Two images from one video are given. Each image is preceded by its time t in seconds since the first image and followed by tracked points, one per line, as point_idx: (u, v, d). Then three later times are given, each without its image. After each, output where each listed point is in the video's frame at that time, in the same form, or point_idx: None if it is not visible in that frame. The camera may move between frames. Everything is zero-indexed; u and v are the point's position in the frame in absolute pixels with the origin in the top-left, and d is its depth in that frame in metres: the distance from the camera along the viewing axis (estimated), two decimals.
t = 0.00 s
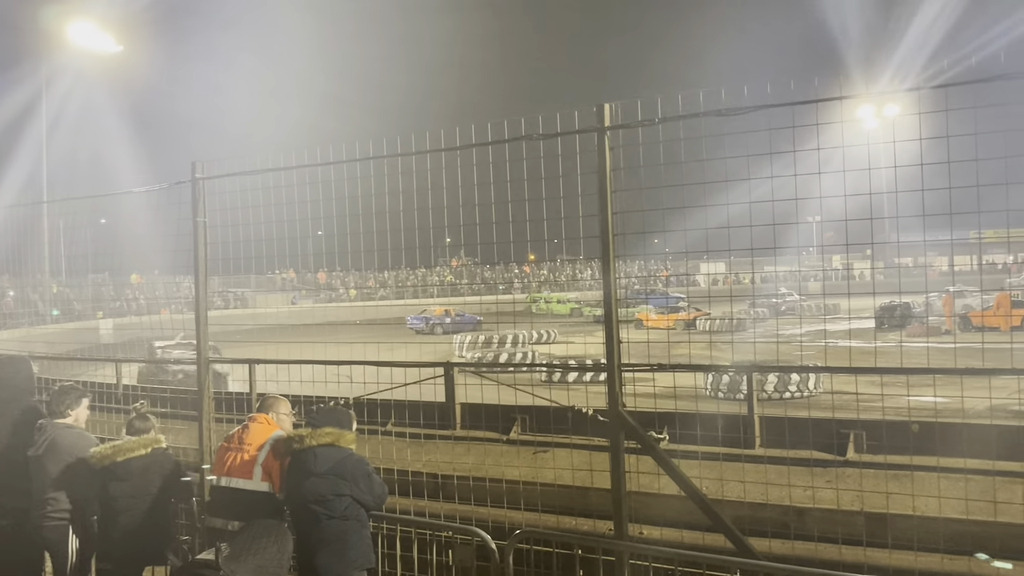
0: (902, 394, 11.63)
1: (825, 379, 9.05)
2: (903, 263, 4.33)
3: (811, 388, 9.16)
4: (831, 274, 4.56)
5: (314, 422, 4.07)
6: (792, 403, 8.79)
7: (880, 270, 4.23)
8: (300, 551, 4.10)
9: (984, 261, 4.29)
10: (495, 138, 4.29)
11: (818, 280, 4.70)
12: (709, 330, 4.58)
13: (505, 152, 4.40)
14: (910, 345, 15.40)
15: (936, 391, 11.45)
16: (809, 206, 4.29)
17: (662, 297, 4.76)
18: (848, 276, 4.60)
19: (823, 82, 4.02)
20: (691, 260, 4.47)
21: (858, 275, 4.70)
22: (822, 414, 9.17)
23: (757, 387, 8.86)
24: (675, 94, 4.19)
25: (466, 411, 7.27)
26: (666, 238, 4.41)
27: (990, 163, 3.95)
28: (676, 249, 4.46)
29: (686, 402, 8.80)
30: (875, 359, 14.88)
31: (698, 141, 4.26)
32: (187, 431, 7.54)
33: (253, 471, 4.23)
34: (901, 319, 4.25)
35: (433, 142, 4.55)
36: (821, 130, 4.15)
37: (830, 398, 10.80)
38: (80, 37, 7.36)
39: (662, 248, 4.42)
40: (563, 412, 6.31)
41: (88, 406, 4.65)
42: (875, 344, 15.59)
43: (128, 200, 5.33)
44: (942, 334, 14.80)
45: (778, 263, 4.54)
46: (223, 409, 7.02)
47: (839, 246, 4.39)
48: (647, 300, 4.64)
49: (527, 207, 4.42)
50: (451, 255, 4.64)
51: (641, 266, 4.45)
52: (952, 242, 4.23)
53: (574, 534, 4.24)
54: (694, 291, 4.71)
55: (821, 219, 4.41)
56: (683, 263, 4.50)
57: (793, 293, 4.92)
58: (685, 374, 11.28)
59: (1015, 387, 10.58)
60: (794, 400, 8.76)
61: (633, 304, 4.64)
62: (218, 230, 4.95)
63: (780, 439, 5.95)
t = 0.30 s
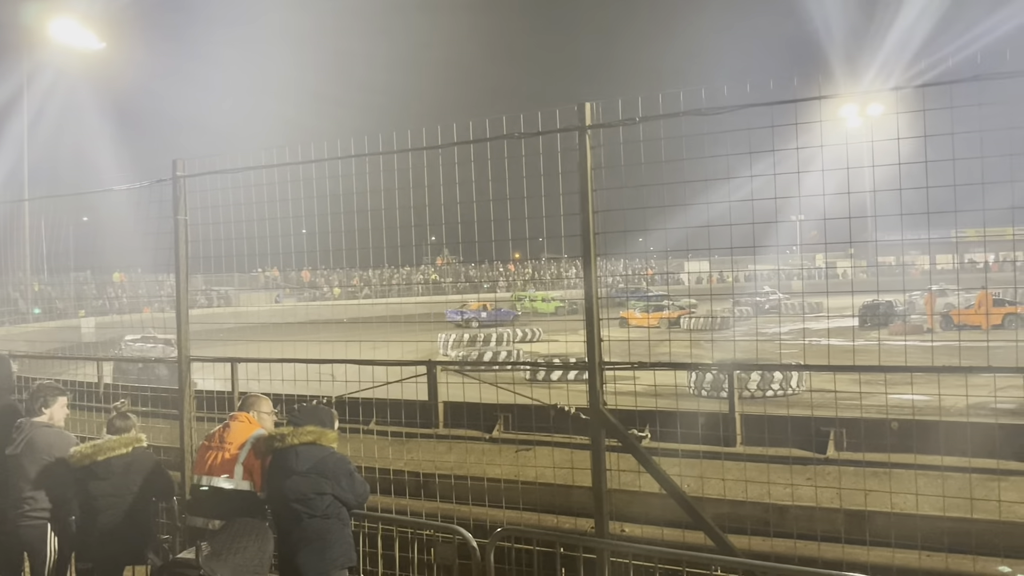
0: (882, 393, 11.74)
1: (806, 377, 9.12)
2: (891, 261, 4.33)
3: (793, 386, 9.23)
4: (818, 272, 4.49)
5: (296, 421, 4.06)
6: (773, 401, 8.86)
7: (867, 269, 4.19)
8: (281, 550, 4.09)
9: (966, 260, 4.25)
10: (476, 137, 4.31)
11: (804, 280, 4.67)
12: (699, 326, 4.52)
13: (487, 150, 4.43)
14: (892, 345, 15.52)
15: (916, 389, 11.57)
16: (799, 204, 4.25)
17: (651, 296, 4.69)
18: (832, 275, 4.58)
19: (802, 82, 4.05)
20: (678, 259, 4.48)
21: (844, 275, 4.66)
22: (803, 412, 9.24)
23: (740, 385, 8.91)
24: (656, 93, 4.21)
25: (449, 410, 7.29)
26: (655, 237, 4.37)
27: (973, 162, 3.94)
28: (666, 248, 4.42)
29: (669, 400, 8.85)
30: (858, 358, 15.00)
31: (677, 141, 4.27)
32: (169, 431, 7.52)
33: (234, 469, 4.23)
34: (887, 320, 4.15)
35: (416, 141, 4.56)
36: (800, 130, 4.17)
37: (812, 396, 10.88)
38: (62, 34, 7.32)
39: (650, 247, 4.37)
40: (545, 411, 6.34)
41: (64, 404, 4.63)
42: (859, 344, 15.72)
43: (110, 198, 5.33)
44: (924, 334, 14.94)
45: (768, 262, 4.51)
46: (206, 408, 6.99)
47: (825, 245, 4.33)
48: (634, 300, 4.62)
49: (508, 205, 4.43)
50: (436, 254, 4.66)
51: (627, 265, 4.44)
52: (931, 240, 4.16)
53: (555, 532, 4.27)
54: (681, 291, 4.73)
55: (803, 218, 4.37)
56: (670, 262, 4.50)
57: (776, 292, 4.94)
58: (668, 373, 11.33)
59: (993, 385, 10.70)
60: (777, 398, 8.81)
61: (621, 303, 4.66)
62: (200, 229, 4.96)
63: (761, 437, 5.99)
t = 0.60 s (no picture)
0: (869, 391, 11.80)
1: (791, 375, 9.16)
2: (877, 259, 4.29)
3: (779, 383, 9.27)
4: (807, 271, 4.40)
5: (283, 419, 4.04)
6: (758, 398, 8.90)
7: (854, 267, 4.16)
8: (269, 548, 4.08)
9: (952, 259, 4.24)
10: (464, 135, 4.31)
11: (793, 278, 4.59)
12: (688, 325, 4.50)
13: (474, 147, 4.42)
14: (878, 343, 15.59)
15: (902, 387, 11.64)
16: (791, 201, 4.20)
17: (638, 294, 4.70)
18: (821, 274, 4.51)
19: (789, 80, 4.04)
20: (665, 256, 4.53)
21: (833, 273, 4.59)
22: (788, 410, 9.29)
23: (727, 382, 8.94)
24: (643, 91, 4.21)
25: (436, 408, 7.30)
26: (642, 235, 4.43)
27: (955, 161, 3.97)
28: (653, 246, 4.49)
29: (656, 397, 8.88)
30: (844, 356, 15.08)
31: (664, 138, 4.27)
32: (156, 430, 7.49)
33: (221, 468, 4.23)
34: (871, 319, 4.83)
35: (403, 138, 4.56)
36: (787, 128, 4.18)
37: (798, 394, 10.94)
38: (47, 31, 7.28)
39: (640, 245, 4.43)
40: (532, 408, 6.37)
41: (51, 403, 4.62)
42: (847, 341, 15.78)
43: (97, 195, 5.32)
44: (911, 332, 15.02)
45: (756, 259, 4.48)
46: (193, 406, 6.97)
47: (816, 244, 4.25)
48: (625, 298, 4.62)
49: (496, 203, 4.46)
50: (427, 252, 4.67)
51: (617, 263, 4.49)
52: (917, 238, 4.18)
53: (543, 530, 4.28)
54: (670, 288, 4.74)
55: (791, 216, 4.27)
56: (658, 260, 4.55)
57: (763, 290, 4.94)
58: (655, 371, 11.36)
59: (978, 383, 10.78)
60: (763, 396, 8.84)
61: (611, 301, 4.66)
62: (187, 227, 4.96)
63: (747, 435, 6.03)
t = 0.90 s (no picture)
0: (862, 389, 11.83)
1: (785, 374, 9.19)
2: (868, 259, 4.26)
3: (772, 382, 9.29)
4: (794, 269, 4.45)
5: (277, 419, 4.01)
6: (750, 397, 8.92)
7: (844, 266, 4.17)
8: (262, 549, 4.05)
9: (944, 257, 4.27)
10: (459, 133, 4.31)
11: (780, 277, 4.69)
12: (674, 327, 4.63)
13: (469, 147, 4.42)
14: (871, 341, 15.64)
15: (896, 385, 11.67)
16: (770, 202, 4.29)
17: (626, 293, 4.79)
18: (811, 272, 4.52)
19: (784, 79, 4.03)
20: (656, 257, 4.54)
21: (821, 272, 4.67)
22: (780, 408, 9.31)
23: (721, 381, 8.96)
24: (638, 91, 4.21)
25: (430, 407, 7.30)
26: (633, 234, 4.44)
27: (947, 161, 3.98)
28: (643, 245, 4.50)
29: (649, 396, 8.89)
30: (837, 354, 15.12)
31: (659, 137, 4.28)
32: (148, 429, 7.46)
33: (215, 468, 4.21)
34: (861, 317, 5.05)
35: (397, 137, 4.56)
36: (781, 128, 4.18)
37: (791, 392, 10.97)
38: (38, 29, 7.24)
39: (632, 243, 4.45)
40: (526, 408, 6.40)
41: (45, 404, 4.56)
42: (841, 340, 15.82)
43: (89, 195, 5.29)
44: (904, 330, 15.07)
45: (745, 258, 4.53)
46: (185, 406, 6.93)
47: (800, 243, 4.36)
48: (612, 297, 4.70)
49: (490, 202, 4.45)
50: (418, 251, 4.66)
51: (607, 263, 4.51)
52: (911, 236, 4.22)
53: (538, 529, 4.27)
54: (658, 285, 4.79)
55: (782, 215, 4.32)
56: (647, 259, 4.57)
57: (755, 289, 4.94)
58: (649, 370, 11.37)
59: (970, 381, 10.82)
60: (757, 394, 8.86)
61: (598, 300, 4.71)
62: (179, 226, 4.93)
63: (741, 433, 6.04)
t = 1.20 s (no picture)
0: (858, 388, 11.85)
1: (780, 371, 9.20)
2: (864, 257, 4.29)
3: (768, 380, 9.28)
4: (789, 268, 4.41)
5: (273, 418, 3.99)
6: (746, 395, 8.92)
7: (836, 265, 4.25)
8: (259, 549, 4.04)
9: (939, 255, 4.36)
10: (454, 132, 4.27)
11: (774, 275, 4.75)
12: (671, 325, 4.71)
13: (464, 145, 4.39)
14: (867, 338, 15.66)
15: (893, 383, 11.69)
16: (766, 201, 4.30)
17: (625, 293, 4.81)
18: (807, 271, 4.52)
19: (782, 76, 4.00)
20: (650, 254, 4.58)
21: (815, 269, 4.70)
22: (776, 406, 9.30)
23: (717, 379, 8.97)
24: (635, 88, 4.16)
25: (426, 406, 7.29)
26: (627, 233, 4.44)
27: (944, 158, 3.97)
28: (637, 244, 4.54)
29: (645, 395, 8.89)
30: (833, 352, 15.12)
31: (655, 136, 4.26)
32: (144, 429, 7.43)
33: (211, 468, 4.19)
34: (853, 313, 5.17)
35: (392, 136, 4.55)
36: (778, 126, 4.15)
37: (787, 390, 10.99)
38: (33, 29, 7.22)
39: (625, 241, 4.46)
40: (522, 407, 6.40)
41: (39, 403, 4.54)
42: (837, 337, 15.85)
43: (83, 194, 5.27)
44: (900, 328, 15.09)
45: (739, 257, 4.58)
46: (181, 406, 6.90)
47: (797, 242, 4.34)
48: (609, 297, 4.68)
49: (486, 201, 4.43)
50: (412, 250, 4.64)
51: (603, 261, 4.52)
52: (907, 235, 4.23)
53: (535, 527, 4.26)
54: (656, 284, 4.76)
55: (778, 213, 4.43)
56: (642, 257, 4.60)
57: (751, 287, 4.93)
58: (646, 368, 11.37)
59: (966, 379, 10.83)
60: (754, 392, 8.86)
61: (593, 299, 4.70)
62: (174, 226, 4.90)
63: (737, 431, 6.04)
